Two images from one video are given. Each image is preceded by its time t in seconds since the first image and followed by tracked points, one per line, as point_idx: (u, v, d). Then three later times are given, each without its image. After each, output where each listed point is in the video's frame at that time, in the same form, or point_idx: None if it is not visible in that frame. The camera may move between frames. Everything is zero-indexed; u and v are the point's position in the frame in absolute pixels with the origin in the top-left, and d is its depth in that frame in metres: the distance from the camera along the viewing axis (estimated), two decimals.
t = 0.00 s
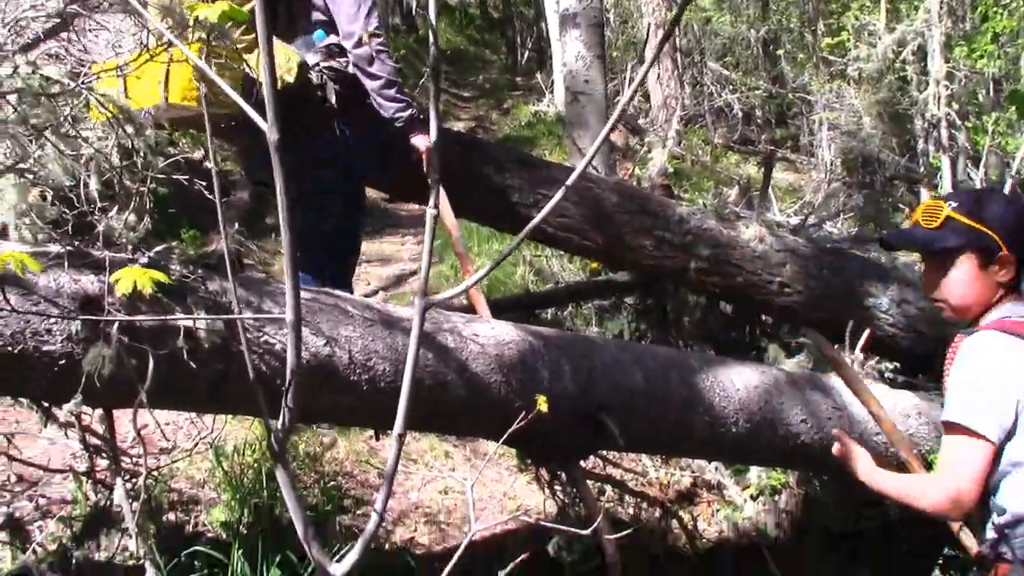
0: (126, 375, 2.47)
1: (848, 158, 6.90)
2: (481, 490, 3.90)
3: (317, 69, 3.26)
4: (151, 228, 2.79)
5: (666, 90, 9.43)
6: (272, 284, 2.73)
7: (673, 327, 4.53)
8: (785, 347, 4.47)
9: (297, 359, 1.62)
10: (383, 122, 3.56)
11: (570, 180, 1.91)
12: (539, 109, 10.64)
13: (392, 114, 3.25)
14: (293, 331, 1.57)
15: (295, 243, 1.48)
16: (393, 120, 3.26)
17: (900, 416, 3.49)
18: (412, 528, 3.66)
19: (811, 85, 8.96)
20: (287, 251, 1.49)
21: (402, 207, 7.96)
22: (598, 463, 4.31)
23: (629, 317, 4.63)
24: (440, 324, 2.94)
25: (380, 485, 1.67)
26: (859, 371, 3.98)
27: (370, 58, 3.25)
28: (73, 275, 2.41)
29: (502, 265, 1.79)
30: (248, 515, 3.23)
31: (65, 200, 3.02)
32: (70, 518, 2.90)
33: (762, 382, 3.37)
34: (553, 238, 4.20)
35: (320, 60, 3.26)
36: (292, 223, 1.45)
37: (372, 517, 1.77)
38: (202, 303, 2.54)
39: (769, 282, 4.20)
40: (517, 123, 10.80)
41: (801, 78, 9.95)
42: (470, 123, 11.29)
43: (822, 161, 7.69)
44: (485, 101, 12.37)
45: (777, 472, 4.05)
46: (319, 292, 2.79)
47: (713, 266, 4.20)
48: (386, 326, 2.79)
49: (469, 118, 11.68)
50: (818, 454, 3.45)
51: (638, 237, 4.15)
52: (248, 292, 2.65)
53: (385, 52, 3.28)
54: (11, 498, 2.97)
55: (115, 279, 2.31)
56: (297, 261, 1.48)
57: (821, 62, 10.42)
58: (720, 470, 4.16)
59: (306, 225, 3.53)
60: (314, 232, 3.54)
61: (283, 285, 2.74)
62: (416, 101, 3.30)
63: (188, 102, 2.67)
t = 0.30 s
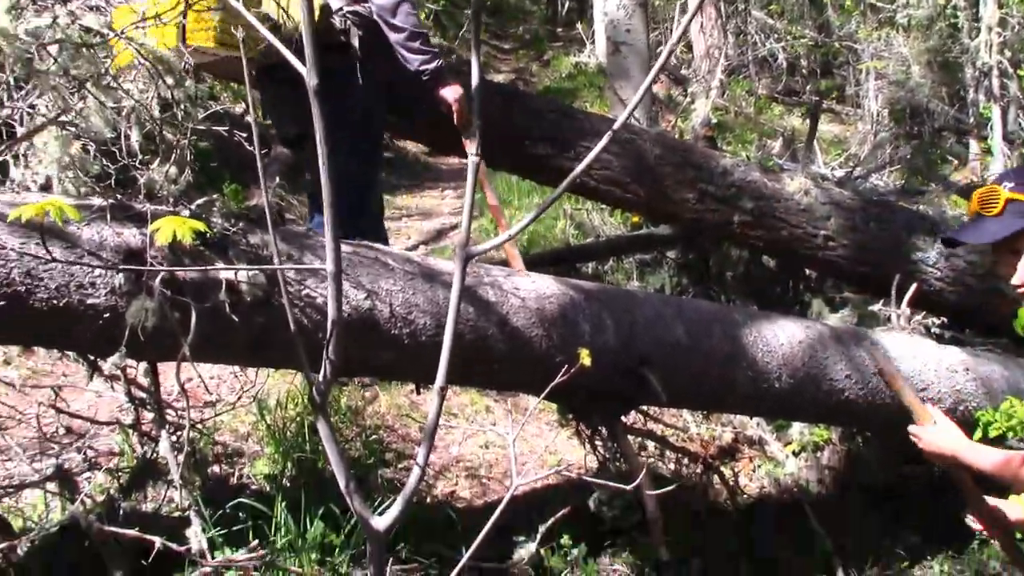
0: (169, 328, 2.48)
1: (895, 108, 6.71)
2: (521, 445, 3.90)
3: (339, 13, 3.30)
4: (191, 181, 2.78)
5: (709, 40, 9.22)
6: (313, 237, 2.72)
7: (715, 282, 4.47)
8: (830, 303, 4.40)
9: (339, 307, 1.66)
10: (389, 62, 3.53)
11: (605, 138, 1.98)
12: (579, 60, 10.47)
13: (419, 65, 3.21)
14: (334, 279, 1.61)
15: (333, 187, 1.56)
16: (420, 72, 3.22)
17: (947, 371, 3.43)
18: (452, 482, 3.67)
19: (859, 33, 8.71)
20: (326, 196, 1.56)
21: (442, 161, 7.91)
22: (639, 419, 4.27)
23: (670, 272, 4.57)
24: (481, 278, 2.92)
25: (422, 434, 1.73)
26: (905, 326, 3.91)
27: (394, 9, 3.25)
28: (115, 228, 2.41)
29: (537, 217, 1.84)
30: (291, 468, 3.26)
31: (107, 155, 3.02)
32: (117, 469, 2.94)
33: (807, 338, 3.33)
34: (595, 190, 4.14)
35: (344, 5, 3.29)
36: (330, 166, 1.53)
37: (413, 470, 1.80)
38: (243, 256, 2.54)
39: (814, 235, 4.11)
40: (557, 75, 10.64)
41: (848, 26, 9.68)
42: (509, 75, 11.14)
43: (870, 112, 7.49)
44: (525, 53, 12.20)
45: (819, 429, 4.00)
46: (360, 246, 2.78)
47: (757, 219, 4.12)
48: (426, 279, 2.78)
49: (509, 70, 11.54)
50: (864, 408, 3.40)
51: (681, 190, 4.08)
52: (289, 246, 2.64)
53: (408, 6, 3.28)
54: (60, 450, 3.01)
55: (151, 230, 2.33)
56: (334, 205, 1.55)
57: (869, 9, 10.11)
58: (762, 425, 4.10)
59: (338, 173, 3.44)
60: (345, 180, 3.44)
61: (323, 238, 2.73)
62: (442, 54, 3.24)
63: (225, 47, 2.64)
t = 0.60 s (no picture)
0: (181, 331, 2.49)
1: (908, 106, 6.66)
2: (534, 446, 3.90)
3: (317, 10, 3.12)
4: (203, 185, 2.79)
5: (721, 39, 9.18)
6: (325, 240, 2.73)
7: (727, 282, 4.45)
8: (844, 302, 4.37)
9: (347, 312, 1.67)
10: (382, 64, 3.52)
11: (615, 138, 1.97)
12: (590, 61, 10.45)
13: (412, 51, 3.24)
14: (342, 283, 1.62)
15: (341, 190, 1.57)
16: (414, 58, 3.27)
17: (962, 369, 3.40)
18: (465, 484, 3.67)
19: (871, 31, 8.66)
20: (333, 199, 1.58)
21: (454, 163, 7.91)
22: (651, 420, 4.27)
23: (683, 272, 4.56)
24: (492, 280, 2.92)
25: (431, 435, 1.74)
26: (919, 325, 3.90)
27: None
28: (128, 232, 2.42)
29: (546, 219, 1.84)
30: (305, 471, 3.27)
31: (120, 160, 3.03)
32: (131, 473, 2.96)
33: (819, 339, 3.32)
34: (606, 191, 4.14)
35: None
36: (337, 169, 1.55)
37: (422, 472, 1.81)
38: (255, 259, 2.55)
39: (827, 234, 4.10)
40: (570, 75, 10.64)
41: (861, 23, 9.62)
42: (521, 77, 11.12)
43: (883, 110, 7.45)
44: (537, 54, 12.17)
45: (832, 428, 4.01)
46: (372, 249, 2.79)
47: (770, 219, 4.10)
48: (438, 282, 2.79)
49: (521, 71, 11.52)
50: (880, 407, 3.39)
51: (693, 190, 4.07)
52: (301, 249, 2.65)
53: None
54: (74, 454, 3.03)
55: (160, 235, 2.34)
56: (342, 207, 1.56)
57: (882, 6, 10.05)
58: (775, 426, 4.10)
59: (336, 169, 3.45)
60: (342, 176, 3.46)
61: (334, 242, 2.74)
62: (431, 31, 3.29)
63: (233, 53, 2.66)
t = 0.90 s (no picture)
0: (180, 320, 2.49)
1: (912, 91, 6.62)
2: (536, 434, 3.90)
3: None
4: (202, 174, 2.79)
5: (724, 25, 9.13)
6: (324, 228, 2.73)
7: (729, 268, 4.44)
8: (846, 287, 4.36)
9: (340, 298, 1.68)
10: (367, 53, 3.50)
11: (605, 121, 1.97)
12: (593, 49, 10.40)
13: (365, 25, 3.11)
14: (333, 269, 1.62)
15: (329, 175, 1.56)
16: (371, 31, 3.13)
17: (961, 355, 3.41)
18: (467, 471, 3.68)
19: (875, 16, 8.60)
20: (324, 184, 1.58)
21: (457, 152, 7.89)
22: (653, 407, 4.27)
23: (685, 258, 4.55)
24: (492, 267, 2.92)
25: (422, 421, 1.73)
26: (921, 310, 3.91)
27: None
28: (126, 222, 2.42)
29: (536, 203, 1.84)
30: (306, 459, 3.27)
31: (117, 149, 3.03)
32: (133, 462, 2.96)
33: (819, 326, 3.31)
34: (606, 178, 4.12)
35: None
36: (326, 153, 1.55)
37: (415, 458, 1.81)
38: (254, 248, 2.55)
39: (829, 220, 4.09)
40: (573, 63, 10.60)
41: (865, 9, 9.55)
42: (524, 65, 11.07)
43: (887, 96, 7.40)
44: (539, 43, 12.09)
45: (836, 414, 4.01)
46: (371, 237, 2.78)
47: (771, 205, 4.09)
48: (437, 269, 2.78)
49: (523, 59, 11.47)
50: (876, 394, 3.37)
51: (694, 176, 4.06)
52: (300, 237, 2.65)
53: None
54: (76, 444, 3.04)
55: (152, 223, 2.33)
56: (332, 192, 1.55)
57: None
58: (778, 412, 4.11)
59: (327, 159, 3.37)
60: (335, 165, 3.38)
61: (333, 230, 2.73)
62: None
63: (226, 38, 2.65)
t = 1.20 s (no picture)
0: (159, 326, 2.49)
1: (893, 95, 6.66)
2: (517, 438, 3.91)
3: None
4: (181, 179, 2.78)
5: (706, 29, 9.15)
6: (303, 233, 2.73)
7: (711, 272, 4.47)
8: (826, 291, 4.39)
9: (313, 308, 1.68)
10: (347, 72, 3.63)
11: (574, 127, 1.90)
12: (577, 52, 10.41)
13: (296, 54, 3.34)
14: (307, 278, 1.63)
15: (303, 186, 1.56)
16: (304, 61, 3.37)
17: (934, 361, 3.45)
18: (447, 476, 3.68)
19: (856, 20, 8.65)
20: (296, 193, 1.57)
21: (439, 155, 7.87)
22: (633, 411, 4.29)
23: (666, 262, 4.57)
24: (472, 272, 2.93)
25: (396, 428, 1.75)
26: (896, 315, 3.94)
27: None
28: (105, 227, 2.42)
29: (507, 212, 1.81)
30: (286, 464, 3.27)
31: (95, 154, 3.02)
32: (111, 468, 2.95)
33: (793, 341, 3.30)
34: (588, 183, 4.14)
35: None
36: (301, 166, 1.54)
37: (389, 466, 1.83)
38: (233, 254, 2.54)
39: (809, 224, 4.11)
40: (555, 66, 10.60)
41: (846, 12, 9.59)
42: (507, 68, 11.06)
43: (868, 100, 7.44)
44: (523, 45, 12.06)
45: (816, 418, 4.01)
46: (351, 242, 2.78)
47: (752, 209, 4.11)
48: (417, 274, 2.78)
49: (507, 62, 11.46)
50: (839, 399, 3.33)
51: (675, 180, 4.08)
52: (280, 242, 2.65)
53: None
54: (55, 449, 3.02)
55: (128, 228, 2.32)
56: (305, 203, 1.55)
57: None
58: (758, 415, 4.13)
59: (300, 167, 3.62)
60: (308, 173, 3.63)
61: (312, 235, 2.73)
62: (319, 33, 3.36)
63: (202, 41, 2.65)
